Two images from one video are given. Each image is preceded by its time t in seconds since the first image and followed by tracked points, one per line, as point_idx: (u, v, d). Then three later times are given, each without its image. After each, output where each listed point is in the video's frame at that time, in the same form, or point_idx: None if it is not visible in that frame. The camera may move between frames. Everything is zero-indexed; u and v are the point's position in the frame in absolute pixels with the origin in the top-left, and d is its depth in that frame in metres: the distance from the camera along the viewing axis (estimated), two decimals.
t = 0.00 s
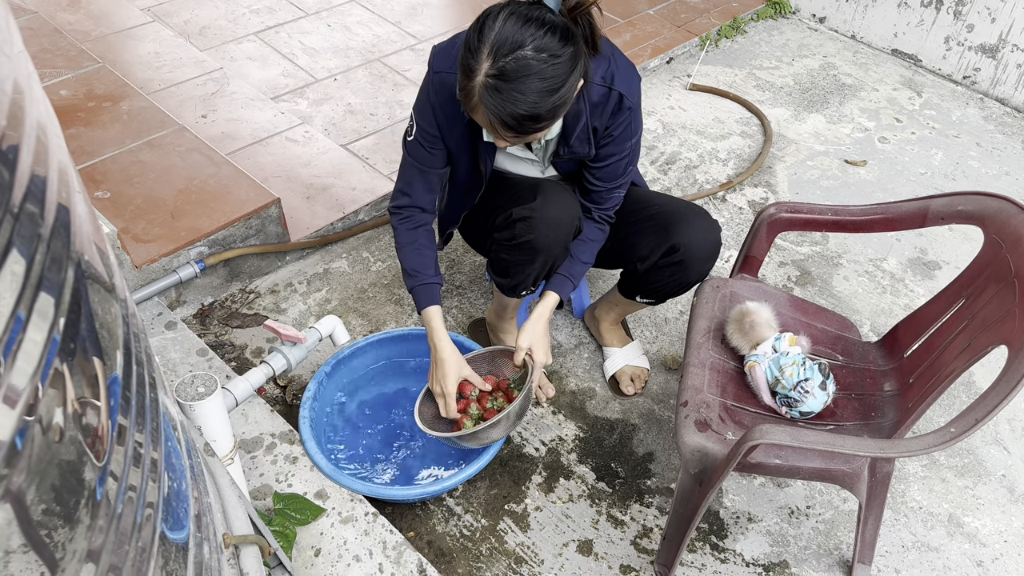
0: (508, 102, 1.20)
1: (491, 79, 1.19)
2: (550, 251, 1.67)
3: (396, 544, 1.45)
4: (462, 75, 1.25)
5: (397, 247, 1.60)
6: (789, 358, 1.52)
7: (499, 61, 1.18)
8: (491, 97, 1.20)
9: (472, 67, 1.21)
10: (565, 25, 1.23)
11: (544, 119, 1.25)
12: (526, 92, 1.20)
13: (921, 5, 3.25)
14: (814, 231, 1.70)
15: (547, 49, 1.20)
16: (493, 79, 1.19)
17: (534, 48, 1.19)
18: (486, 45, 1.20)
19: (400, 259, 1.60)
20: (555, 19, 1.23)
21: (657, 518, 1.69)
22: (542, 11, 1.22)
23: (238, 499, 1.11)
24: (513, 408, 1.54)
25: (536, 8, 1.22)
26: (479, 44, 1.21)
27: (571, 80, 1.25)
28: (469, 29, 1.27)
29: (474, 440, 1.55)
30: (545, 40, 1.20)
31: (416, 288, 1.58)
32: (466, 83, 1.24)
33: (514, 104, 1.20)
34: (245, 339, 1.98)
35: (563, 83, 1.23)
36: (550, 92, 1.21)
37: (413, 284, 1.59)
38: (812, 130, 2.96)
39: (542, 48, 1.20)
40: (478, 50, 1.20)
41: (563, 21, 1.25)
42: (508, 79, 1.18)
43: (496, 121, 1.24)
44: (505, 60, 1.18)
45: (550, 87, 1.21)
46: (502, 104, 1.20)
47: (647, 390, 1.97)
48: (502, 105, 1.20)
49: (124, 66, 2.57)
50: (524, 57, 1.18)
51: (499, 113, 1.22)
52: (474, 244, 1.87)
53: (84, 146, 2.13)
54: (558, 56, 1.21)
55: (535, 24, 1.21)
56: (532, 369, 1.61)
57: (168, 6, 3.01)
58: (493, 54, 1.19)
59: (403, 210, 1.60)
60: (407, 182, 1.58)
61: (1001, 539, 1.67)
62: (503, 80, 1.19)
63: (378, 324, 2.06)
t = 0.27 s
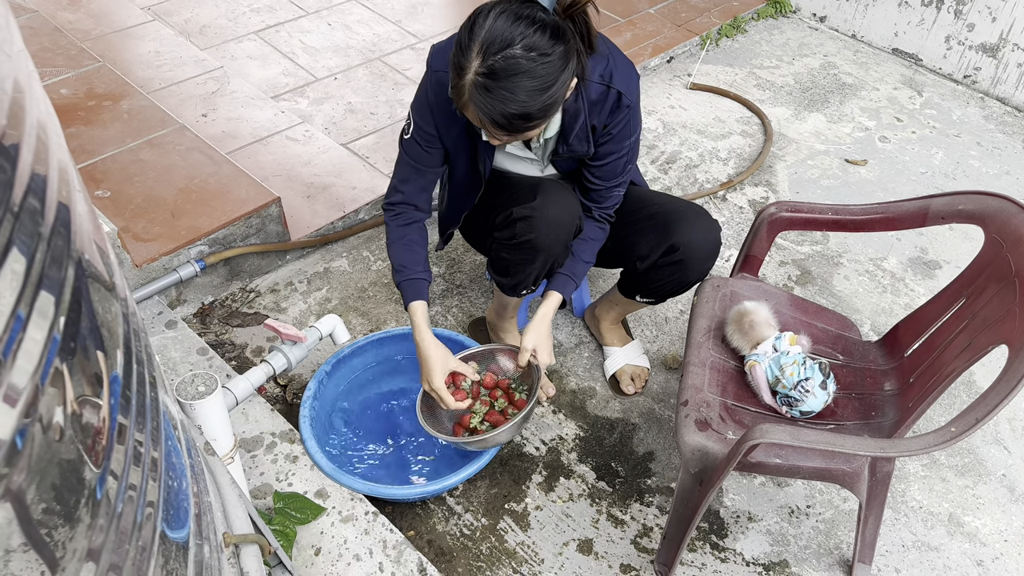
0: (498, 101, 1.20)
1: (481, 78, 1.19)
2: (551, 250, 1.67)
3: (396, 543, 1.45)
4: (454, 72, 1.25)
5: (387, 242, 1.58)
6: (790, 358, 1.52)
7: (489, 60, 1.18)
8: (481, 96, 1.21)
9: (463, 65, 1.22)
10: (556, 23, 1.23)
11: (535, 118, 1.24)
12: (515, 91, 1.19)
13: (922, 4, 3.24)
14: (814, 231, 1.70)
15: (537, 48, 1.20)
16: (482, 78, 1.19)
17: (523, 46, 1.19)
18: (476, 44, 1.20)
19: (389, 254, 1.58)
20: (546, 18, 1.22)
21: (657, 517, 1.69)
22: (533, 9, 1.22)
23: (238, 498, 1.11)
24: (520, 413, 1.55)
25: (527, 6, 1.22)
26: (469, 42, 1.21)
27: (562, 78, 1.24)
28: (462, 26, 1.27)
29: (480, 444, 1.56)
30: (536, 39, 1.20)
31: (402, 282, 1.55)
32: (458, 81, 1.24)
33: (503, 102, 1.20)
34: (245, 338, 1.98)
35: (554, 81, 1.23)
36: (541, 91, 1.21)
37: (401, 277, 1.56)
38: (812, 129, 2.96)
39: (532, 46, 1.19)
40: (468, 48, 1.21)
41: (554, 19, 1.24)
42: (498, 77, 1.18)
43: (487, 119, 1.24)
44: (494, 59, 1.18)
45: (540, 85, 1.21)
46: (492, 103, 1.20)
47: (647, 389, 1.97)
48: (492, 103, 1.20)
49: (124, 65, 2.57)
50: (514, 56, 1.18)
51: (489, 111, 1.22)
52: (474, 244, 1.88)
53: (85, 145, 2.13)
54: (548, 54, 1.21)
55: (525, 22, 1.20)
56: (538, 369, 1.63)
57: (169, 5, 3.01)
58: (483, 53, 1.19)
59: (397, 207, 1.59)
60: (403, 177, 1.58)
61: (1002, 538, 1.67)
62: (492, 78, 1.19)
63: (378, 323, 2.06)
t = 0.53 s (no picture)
0: (501, 105, 1.20)
1: (483, 82, 1.19)
2: (554, 249, 1.67)
3: (396, 542, 1.45)
4: (455, 77, 1.25)
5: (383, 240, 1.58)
6: (789, 357, 1.53)
7: (491, 64, 1.18)
8: (483, 100, 1.21)
9: (464, 70, 1.21)
10: (557, 26, 1.23)
11: (538, 121, 1.24)
12: (518, 94, 1.19)
13: (922, 4, 3.24)
14: (814, 230, 1.70)
15: (539, 51, 1.20)
16: (485, 82, 1.19)
17: (525, 50, 1.19)
18: (477, 48, 1.20)
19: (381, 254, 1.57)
20: (547, 21, 1.23)
21: (657, 516, 1.69)
22: (533, 12, 1.22)
23: (237, 497, 1.11)
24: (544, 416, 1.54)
25: (527, 10, 1.22)
26: (470, 47, 1.21)
27: (564, 81, 1.24)
28: (462, 31, 1.27)
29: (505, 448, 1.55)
30: (537, 42, 1.20)
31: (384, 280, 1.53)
32: (459, 86, 1.24)
33: (506, 106, 1.20)
34: (245, 337, 1.98)
35: (556, 84, 1.23)
36: (543, 94, 1.21)
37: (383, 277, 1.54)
38: (812, 129, 2.96)
39: (533, 49, 1.19)
40: (469, 52, 1.20)
41: (554, 22, 1.24)
42: (500, 81, 1.18)
43: (489, 123, 1.24)
44: (496, 63, 1.18)
45: (542, 88, 1.21)
46: (495, 107, 1.20)
47: (647, 389, 1.97)
48: (495, 107, 1.20)
49: (124, 64, 2.57)
50: (516, 59, 1.18)
51: (491, 115, 1.22)
52: (476, 244, 1.88)
53: (85, 144, 2.13)
54: (550, 57, 1.21)
55: (527, 25, 1.20)
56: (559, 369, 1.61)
57: (169, 3, 3.01)
58: (484, 57, 1.19)
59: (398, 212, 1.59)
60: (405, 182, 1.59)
61: (1001, 538, 1.67)
62: (495, 83, 1.18)
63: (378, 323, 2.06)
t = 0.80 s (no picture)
0: (504, 108, 1.20)
1: (485, 85, 1.19)
2: (555, 249, 1.67)
3: (396, 541, 1.45)
4: (457, 82, 1.25)
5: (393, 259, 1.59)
6: (790, 356, 1.53)
7: (493, 66, 1.18)
8: (486, 103, 1.20)
9: (466, 74, 1.21)
10: (557, 27, 1.23)
11: (541, 122, 1.24)
12: (520, 96, 1.19)
13: (923, 3, 3.24)
14: (815, 229, 1.70)
15: (540, 52, 1.20)
16: (487, 85, 1.19)
17: (527, 51, 1.19)
18: (479, 51, 1.20)
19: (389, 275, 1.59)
20: (547, 22, 1.23)
21: (657, 515, 1.69)
22: (534, 14, 1.22)
23: (238, 496, 1.11)
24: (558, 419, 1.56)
25: (527, 12, 1.22)
26: (472, 50, 1.21)
27: (567, 81, 1.24)
28: (463, 35, 1.26)
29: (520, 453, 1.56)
30: (538, 44, 1.20)
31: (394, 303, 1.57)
32: (461, 90, 1.24)
33: (509, 109, 1.20)
34: (245, 336, 1.98)
35: (558, 85, 1.23)
36: (545, 95, 1.21)
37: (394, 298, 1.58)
38: (813, 128, 2.95)
39: (535, 51, 1.19)
40: (471, 56, 1.20)
41: (555, 23, 1.24)
42: (503, 84, 1.18)
43: (492, 126, 1.24)
44: (498, 65, 1.18)
45: (545, 89, 1.20)
46: (498, 109, 1.20)
47: (647, 388, 1.97)
48: (498, 110, 1.20)
49: (124, 62, 2.57)
50: (518, 61, 1.18)
51: (495, 118, 1.22)
52: (477, 244, 1.87)
53: (85, 142, 2.13)
54: (552, 58, 1.21)
55: (527, 27, 1.20)
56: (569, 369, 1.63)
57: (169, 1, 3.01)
58: (486, 60, 1.19)
59: (404, 219, 1.60)
60: (411, 188, 1.58)
61: (1001, 537, 1.67)
62: (498, 85, 1.18)
63: (378, 322, 2.06)
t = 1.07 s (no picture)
0: (508, 107, 1.20)
1: (489, 85, 1.19)
2: (554, 248, 1.67)
3: (396, 540, 1.45)
4: (461, 81, 1.25)
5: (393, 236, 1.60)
6: (791, 355, 1.54)
7: (497, 66, 1.18)
8: (491, 103, 1.20)
9: (470, 74, 1.21)
10: (559, 24, 1.23)
11: (546, 120, 1.24)
12: (524, 95, 1.19)
13: (924, 2, 3.24)
14: (817, 229, 1.70)
15: (543, 50, 1.20)
16: (491, 84, 1.19)
17: (530, 50, 1.19)
18: (482, 52, 1.20)
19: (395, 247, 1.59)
20: (549, 20, 1.22)
21: (657, 514, 1.69)
22: (535, 12, 1.22)
23: (239, 494, 1.11)
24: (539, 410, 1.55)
25: (529, 10, 1.22)
26: (475, 51, 1.21)
27: (570, 79, 1.24)
28: (465, 35, 1.26)
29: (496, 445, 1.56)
30: (541, 42, 1.20)
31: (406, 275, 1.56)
32: (465, 90, 1.24)
33: (514, 108, 1.20)
34: (245, 334, 1.98)
35: (562, 83, 1.22)
36: (549, 93, 1.21)
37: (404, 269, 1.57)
38: (814, 127, 2.95)
39: (538, 49, 1.19)
40: (474, 57, 1.20)
41: (557, 21, 1.24)
42: (507, 83, 1.18)
43: (497, 126, 1.24)
44: (501, 64, 1.18)
45: (549, 87, 1.20)
46: (502, 109, 1.20)
47: (648, 387, 1.97)
48: (502, 110, 1.20)
49: (125, 60, 2.56)
50: (521, 60, 1.18)
51: (499, 118, 1.22)
52: (476, 242, 1.87)
53: (86, 140, 2.12)
54: (555, 56, 1.21)
55: (529, 25, 1.20)
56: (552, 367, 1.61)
57: None
58: (490, 60, 1.19)
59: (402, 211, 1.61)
60: (407, 180, 1.58)
61: (1002, 537, 1.67)
62: (502, 84, 1.18)
63: (378, 320, 2.06)
